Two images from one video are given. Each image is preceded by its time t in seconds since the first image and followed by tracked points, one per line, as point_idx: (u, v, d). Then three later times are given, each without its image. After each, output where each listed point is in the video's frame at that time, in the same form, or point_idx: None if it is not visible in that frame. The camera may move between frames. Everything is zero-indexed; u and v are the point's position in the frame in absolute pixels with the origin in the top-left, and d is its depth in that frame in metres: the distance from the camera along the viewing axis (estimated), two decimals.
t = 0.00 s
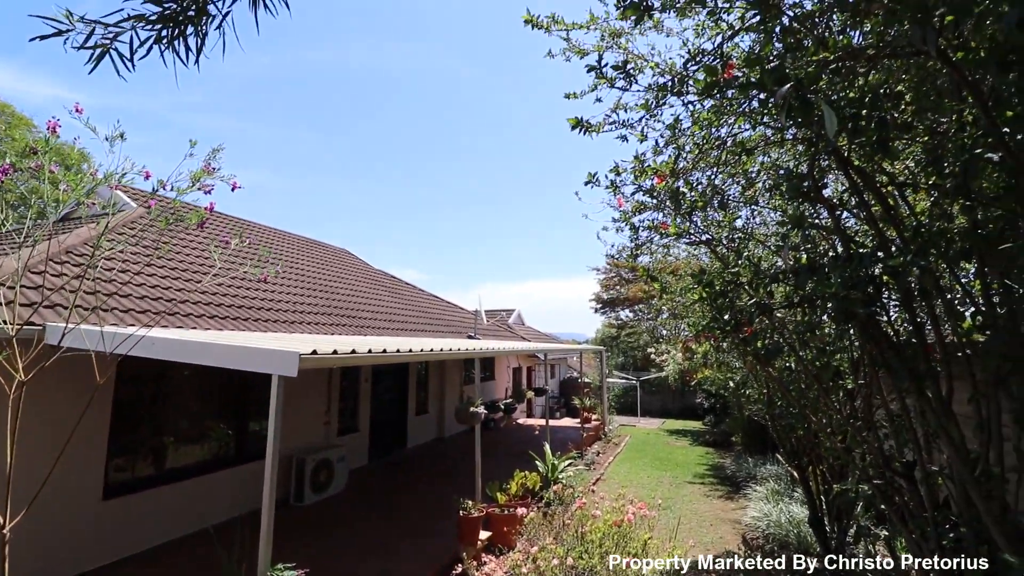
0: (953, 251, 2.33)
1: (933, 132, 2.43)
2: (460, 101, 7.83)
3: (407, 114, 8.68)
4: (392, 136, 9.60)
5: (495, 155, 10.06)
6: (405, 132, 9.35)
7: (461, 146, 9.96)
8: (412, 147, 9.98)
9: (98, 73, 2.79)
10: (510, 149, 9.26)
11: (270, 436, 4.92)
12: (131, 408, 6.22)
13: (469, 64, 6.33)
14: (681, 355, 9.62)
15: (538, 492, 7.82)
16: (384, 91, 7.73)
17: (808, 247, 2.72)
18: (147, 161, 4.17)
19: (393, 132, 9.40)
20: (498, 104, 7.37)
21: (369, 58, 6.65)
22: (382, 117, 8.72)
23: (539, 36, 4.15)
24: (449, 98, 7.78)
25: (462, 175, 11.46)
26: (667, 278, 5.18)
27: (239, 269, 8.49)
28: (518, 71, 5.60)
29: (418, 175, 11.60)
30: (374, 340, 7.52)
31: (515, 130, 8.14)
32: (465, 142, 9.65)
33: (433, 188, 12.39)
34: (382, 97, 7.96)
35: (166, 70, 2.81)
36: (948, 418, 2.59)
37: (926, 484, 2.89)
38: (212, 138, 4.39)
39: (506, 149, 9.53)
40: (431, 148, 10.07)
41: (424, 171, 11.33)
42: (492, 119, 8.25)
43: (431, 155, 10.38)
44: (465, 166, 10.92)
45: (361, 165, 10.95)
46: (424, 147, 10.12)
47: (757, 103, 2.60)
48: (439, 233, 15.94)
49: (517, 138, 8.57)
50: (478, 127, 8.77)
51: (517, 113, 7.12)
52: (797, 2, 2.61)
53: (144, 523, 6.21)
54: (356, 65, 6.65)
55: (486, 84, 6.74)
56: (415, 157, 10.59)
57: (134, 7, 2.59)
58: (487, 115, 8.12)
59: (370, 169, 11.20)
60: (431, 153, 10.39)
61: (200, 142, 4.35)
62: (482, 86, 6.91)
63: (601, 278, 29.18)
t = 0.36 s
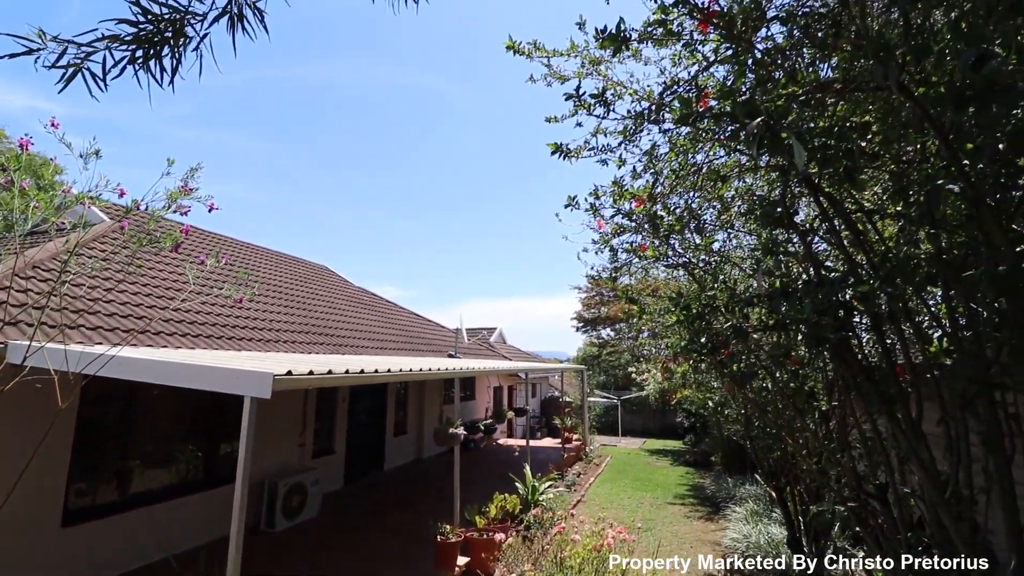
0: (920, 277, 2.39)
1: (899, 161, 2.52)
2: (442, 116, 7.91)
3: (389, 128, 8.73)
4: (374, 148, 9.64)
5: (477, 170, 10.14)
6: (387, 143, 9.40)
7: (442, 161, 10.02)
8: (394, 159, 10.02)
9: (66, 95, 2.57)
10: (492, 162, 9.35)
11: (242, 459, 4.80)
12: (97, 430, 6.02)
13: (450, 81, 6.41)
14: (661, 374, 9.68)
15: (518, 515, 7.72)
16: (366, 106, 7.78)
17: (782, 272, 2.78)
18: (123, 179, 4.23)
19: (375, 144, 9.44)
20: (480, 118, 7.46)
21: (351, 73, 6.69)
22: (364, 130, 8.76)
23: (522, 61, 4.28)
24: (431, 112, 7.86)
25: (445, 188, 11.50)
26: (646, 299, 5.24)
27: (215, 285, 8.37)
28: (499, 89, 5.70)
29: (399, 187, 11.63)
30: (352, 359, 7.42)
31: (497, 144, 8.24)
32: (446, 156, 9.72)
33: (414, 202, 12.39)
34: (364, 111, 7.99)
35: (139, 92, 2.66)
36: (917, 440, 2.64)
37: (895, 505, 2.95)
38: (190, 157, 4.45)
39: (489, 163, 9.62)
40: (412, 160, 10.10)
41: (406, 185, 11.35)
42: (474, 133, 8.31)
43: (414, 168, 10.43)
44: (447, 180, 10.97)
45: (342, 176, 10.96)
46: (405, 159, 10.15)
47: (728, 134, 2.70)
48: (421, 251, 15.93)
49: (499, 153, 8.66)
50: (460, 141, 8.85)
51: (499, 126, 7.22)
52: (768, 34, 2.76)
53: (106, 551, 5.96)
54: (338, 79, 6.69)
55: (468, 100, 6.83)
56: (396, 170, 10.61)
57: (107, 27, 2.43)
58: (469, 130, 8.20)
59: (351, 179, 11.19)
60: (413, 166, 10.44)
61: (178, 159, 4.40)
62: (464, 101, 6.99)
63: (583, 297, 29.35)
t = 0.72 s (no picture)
0: (886, 301, 2.46)
1: (865, 188, 2.61)
2: (424, 134, 7.98)
3: (371, 143, 8.75)
4: (356, 164, 9.65)
5: (458, 187, 10.19)
6: (367, 158, 9.41)
7: (424, 178, 10.04)
8: (375, 173, 10.03)
9: (39, 119, 2.32)
10: (473, 179, 9.41)
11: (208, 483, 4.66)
12: (57, 453, 5.79)
13: (431, 102, 6.46)
14: (640, 394, 9.72)
15: (496, 539, 7.60)
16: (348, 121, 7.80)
17: (753, 296, 2.85)
18: (98, 197, 4.27)
19: (356, 160, 9.44)
20: (462, 135, 7.52)
21: (333, 93, 6.71)
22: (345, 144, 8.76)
23: (502, 87, 4.38)
24: (412, 128, 7.90)
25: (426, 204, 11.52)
26: (625, 319, 5.29)
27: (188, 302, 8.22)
28: (480, 108, 5.78)
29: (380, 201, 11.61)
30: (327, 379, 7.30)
31: (479, 162, 8.30)
32: (428, 174, 9.76)
33: (394, 218, 12.37)
34: (345, 127, 8.01)
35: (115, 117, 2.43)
36: (885, 461, 2.68)
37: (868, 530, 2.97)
38: (170, 177, 4.46)
39: (471, 181, 9.68)
40: (393, 174, 10.10)
41: (386, 199, 11.33)
42: (454, 150, 8.41)
43: (395, 183, 10.45)
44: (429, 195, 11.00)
45: (323, 191, 10.93)
46: (386, 174, 10.16)
47: (700, 162, 2.78)
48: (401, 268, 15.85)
49: (480, 170, 8.73)
50: (441, 158, 8.89)
51: (480, 144, 7.30)
52: (741, 65, 2.90)
53: None
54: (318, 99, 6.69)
55: (448, 117, 6.89)
56: (377, 184, 10.61)
57: (83, 50, 2.22)
58: (450, 146, 8.25)
59: (332, 194, 11.16)
60: (395, 181, 10.45)
61: (156, 179, 4.41)
62: (446, 119, 7.05)
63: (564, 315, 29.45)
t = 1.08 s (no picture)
0: (855, 326, 2.51)
1: (833, 217, 2.68)
2: (405, 149, 8.00)
3: (351, 160, 8.74)
4: (336, 180, 9.61)
5: (440, 203, 10.20)
6: (347, 174, 9.38)
7: (405, 193, 10.04)
8: (356, 188, 9.99)
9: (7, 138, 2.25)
10: (454, 197, 9.43)
11: (170, 509, 4.51)
12: (12, 477, 5.54)
13: (413, 121, 6.49)
14: (619, 414, 9.72)
15: (471, 564, 7.45)
16: (328, 138, 7.78)
17: (727, 322, 2.90)
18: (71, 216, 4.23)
19: (337, 176, 9.41)
20: (444, 154, 7.56)
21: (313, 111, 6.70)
22: (324, 160, 8.72)
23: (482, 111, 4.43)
24: (393, 144, 7.92)
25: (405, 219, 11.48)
26: (603, 340, 5.32)
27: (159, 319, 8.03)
28: (461, 129, 5.84)
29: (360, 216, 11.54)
30: (301, 400, 7.15)
31: (461, 180, 8.33)
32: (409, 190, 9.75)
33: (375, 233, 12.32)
34: (325, 144, 7.99)
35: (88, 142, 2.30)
36: (855, 484, 2.71)
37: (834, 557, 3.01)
38: (146, 198, 4.41)
39: (452, 199, 9.70)
40: (373, 189, 10.07)
41: (366, 213, 11.27)
42: (435, 167, 8.43)
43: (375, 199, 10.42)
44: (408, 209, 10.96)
45: (302, 207, 10.85)
46: (366, 189, 10.13)
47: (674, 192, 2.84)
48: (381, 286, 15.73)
49: (461, 188, 8.76)
50: (422, 174, 8.90)
51: (461, 164, 7.35)
52: (715, 97, 2.94)
53: None
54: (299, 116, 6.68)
55: (430, 134, 6.92)
56: (358, 199, 10.56)
57: (56, 71, 2.15)
58: (432, 163, 8.27)
59: (312, 210, 11.09)
60: (375, 196, 10.42)
61: (131, 201, 4.37)
62: (427, 136, 7.08)
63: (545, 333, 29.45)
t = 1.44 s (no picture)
0: (826, 352, 2.55)
1: (805, 245, 2.74)
2: (386, 167, 8.00)
3: (332, 177, 8.70)
4: (315, 197, 9.55)
5: (420, 221, 10.19)
6: (327, 191, 9.33)
7: (385, 211, 10.01)
8: (335, 205, 9.94)
9: None
10: (435, 215, 9.42)
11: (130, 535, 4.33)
12: None
13: (394, 139, 6.51)
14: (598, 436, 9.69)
15: None
16: (308, 155, 7.75)
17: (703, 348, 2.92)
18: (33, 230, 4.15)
19: (316, 193, 9.35)
20: (425, 173, 7.58)
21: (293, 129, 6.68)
22: (304, 178, 8.66)
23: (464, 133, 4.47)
24: (374, 162, 7.92)
25: (384, 237, 11.42)
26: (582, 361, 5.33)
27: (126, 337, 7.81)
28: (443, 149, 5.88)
29: (339, 233, 11.45)
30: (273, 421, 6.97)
31: (442, 199, 8.35)
32: (389, 207, 9.73)
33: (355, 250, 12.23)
34: (304, 162, 7.95)
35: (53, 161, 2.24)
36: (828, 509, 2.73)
37: None
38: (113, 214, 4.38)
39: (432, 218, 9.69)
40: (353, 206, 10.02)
41: (346, 229, 11.19)
42: (416, 185, 8.43)
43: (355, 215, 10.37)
44: (388, 227, 10.91)
45: (280, 223, 10.74)
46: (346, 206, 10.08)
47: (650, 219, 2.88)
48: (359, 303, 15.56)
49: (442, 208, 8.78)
50: (403, 192, 8.90)
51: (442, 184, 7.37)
52: (692, 125, 3.01)
53: None
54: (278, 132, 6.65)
55: (411, 152, 6.94)
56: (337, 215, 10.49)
57: (24, 90, 2.10)
58: (413, 180, 8.28)
59: (291, 226, 10.98)
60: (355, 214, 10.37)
61: (96, 218, 4.36)
62: (408, 154, 7.10)
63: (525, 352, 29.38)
